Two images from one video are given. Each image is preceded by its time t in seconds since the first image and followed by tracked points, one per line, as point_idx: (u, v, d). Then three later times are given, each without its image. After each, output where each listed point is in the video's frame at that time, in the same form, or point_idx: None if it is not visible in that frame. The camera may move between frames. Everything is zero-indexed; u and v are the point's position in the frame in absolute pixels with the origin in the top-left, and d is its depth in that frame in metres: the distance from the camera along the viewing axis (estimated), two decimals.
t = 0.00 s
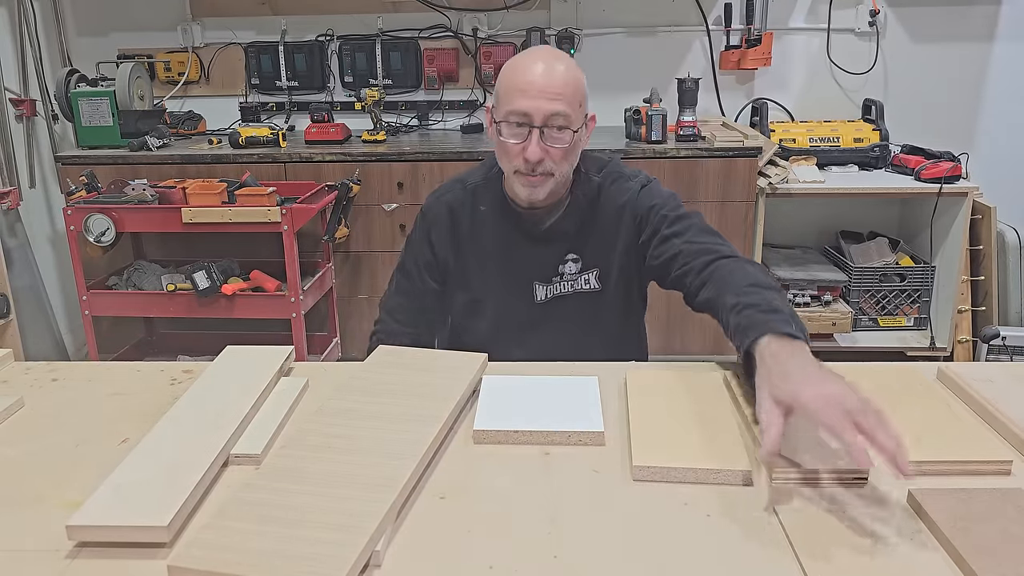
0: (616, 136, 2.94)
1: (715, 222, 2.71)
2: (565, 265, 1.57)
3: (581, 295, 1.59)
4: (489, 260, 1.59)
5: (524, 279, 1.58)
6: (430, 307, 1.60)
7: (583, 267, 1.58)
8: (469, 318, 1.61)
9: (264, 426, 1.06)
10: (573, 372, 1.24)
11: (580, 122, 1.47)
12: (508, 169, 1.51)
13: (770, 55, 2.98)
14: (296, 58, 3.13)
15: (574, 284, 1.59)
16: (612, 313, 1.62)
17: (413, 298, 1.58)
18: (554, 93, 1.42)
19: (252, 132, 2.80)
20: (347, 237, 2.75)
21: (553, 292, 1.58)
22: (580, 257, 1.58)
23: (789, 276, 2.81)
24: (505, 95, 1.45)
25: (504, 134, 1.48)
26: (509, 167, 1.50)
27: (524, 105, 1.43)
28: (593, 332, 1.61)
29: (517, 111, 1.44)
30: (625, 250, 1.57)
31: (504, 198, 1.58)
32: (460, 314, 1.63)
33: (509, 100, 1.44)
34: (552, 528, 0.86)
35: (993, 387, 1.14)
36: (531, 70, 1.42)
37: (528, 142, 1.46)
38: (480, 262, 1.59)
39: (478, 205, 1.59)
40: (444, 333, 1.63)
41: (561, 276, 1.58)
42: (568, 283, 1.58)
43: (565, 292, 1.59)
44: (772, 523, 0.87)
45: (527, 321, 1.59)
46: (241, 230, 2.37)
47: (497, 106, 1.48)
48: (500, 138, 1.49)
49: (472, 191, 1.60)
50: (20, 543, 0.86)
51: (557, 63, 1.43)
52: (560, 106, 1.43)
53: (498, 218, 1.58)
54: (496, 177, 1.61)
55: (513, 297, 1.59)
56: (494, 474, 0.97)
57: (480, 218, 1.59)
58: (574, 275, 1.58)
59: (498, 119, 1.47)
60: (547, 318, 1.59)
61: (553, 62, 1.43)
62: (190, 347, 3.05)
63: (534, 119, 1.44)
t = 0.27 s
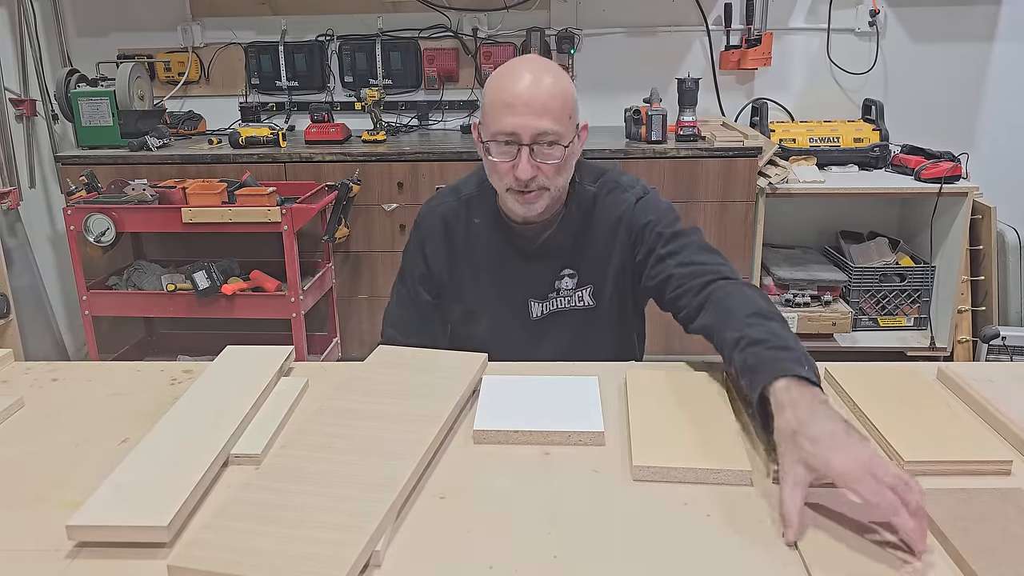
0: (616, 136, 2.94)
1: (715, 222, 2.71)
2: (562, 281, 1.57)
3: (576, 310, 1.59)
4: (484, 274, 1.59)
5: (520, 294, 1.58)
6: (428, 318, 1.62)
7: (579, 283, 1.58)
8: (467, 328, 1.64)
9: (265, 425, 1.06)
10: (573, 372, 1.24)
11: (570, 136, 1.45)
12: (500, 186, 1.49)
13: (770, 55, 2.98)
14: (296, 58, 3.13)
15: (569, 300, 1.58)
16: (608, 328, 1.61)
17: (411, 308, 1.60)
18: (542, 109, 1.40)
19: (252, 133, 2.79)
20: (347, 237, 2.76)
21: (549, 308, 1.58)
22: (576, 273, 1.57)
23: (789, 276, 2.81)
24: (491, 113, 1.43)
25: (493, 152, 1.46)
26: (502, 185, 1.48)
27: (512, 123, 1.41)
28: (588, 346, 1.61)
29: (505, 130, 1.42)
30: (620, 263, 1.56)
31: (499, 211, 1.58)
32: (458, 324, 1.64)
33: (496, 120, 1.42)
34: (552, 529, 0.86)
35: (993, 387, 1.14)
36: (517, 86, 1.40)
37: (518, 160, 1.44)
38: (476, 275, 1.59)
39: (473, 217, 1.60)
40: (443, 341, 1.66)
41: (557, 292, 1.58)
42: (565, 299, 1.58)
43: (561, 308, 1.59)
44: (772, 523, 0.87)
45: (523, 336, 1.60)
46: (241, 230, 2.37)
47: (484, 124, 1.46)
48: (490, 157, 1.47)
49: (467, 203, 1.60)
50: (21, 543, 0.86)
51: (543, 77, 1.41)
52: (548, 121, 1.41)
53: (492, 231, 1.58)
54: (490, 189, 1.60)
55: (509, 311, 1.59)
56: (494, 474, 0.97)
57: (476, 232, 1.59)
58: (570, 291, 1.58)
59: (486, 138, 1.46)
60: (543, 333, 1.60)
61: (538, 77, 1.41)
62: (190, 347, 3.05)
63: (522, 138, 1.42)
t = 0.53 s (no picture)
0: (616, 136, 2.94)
1: (715, 222, 2.71)
2: (562, 276, 1.57)
3: (576, 305, 1.59)
4: (482, 270, 1.59)
5: (519, 289, 1.58)
6: (428, 316, 1.62)
7: (579, 278, 1.58)
8: (466, 327, 1.62)
9: (265, 426, 1.06)
10: (573, 373, 1.24)
11: (573, 129, 1.46)
12: (503, 181, 1.50)
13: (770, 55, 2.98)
14: (296, 58, 3.13)
15: (569, 295, 1.58)
16: (608, 323, 1.60)
17: (411, 308, 1.61)
18: (545, 103, 1.41)
19: (252, 133, 2.79)
20: (347, 237, 2.76)
21: (549, 302, 1.58)
22: (576, 267, 1.57)
23: (789, 276, 2.81)
24: (495, 107, 1.44)
25: (497, 147, 1.47)
26: (504, 180, 1.49)
27: (516, 117, 1.42)
28: (588, 342, 1.60)
29: (509, 124, 1.43)
30: (620, 257, 1.57)
31: (498, 207, 1.58)
32: (456, 325, 1.63)
33: (499, 113, 1.44)
34: (552, 529, 0.86)
35: (992, 386, 1.14)
36: (520, 80, 1.42)
37: (521, 154, 1.45)
38: (475, 272, 1.59)
39: (472, 214, 1.60)
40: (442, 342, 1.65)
41: (557, 287, 1.58)
42: (565, 294, 1.58)
43: (561, 303, 1.58)
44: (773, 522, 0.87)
45: (523, 331, 1.59)
46: (241, 230, 2.37)
47: (487, 118, 1.47)
48: (493, 151, 1.49)
49: (466, 200, 1.61)
50: (21, 543, 0.86)
51: (546, 72, 1.43)
52: (551, 115, 1.42)
53: (492, 227, 1.58)
54: (489, 185, 1.61)
55: (508, 308, 1.58)
56: (494, 474, 0.97)
57: (475, 228, 1.59)
58: (570, 286, 1.58)
59: (489, 131, 1.47)
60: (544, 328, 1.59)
61: (541, 72, 1.43)
62: (190, 347, 3.05)
63: (525, 131, 1.43)
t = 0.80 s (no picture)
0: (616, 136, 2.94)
1: (715, 222, 2.71)
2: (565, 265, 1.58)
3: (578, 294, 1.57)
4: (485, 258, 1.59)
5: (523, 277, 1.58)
6: (433, 307, 1.62)
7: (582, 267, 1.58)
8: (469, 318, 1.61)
9: (265, 426, 1.06)
10: (573, 373, 1.24)
11: (581, 114, 1.46)
12: (511, 164, 1.50)
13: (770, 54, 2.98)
14: (296, 59, 3.13)
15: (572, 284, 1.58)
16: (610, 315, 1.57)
17: (415, 297, 1.61)
18: (554, 87, 1.42)
19: (252, 132, 2.79)
20: (347, 237, 2.75)
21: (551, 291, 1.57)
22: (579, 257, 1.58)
23: (789, 276, 2.81)
24: (504, 91, 1.44)
25: (506, 129, 1.47)
26: (514, 163, 1.49)
27: (525, 101, 1.42)
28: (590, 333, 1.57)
29: (518, 107, 1.43)
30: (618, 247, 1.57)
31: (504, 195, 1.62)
32: (458, 315, 1.62)
33: (509, 97, 1.44)
34: (552, 529, 0.86)
35: (992, 386, 1.14)
36: (529, 65, 1.43)
37: (531, 136, 1.45)
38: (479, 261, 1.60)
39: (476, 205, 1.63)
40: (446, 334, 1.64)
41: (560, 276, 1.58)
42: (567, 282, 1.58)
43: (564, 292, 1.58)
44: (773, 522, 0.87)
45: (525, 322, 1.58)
46: (241, 230, 2.37)
47: (496, 103, 1.47)
48: (502, 135, 1.48)
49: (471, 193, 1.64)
50: (21, 543, 0.86)
51: (553, 58, 1.44)
52: (561, 99, 1.43)
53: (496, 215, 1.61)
54: (493, 176, 1.65)
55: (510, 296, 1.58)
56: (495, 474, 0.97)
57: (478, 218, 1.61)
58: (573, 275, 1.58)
59: (498, 116, 1.47)
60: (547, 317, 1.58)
61: (549, 59, 1.43)
62: (190, 347, 3.05)
63: (535, 114, 1.44)
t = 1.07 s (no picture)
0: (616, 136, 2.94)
1: (715, 222, 2.71)
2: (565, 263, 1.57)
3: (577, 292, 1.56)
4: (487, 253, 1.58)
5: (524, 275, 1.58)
6: (434, 304, 1.61)
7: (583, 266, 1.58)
8: (470, 315, 1.61)
9: (264, 426, 1.06)
10: (573, 372, 1.24)
11: (586, 111, 1.46)
12: (514, 160, 1.50)
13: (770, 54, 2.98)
14: (296, 58, 3.13)
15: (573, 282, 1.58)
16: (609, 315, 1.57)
17: (416, 291, 1.60)
18: (560, 84, 1.41)
19: (252, 132, 2.79)
20: (347, 237, 2.75)
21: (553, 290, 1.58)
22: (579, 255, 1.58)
23: (789, 276, 2.80)
24: (509, 86, 1.44)
25: (510, 125, 1.47)
26: (518, 159, 1.49)
27: (531, 97, 1.42)
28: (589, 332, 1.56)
29: (524, 103, 1.43)
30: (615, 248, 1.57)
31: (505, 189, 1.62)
32: (458, 310, 1.61)
33: (514, 93, 1.43)
34: (553, 529, 0.86)
35: (992, 386, 1.14)
36: (534, 61, 1.42)
37: (536, 133, 1.45)
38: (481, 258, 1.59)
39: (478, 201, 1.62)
40: (445, 328, 1.63)
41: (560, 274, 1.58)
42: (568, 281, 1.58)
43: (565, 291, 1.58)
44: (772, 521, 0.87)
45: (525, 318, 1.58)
46: (241, 230, 2.37)
47: (502, 98, 1.46)
48: (507, 130, 1.48)
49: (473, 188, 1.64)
50: (20, 543, 0.86)
51: (559, 55, 1.43)
52: (566, 96, 1.42)
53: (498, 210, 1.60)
54: (497, 172, 1.65)
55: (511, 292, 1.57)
56: (495, 474, 0.97)
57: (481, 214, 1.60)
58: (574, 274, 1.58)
59: (503, 111, 1.46)
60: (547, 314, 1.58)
61: (554, 55, 1.43)
62: (190, 347, 3.05)
63: (539, 111, 1.43)
